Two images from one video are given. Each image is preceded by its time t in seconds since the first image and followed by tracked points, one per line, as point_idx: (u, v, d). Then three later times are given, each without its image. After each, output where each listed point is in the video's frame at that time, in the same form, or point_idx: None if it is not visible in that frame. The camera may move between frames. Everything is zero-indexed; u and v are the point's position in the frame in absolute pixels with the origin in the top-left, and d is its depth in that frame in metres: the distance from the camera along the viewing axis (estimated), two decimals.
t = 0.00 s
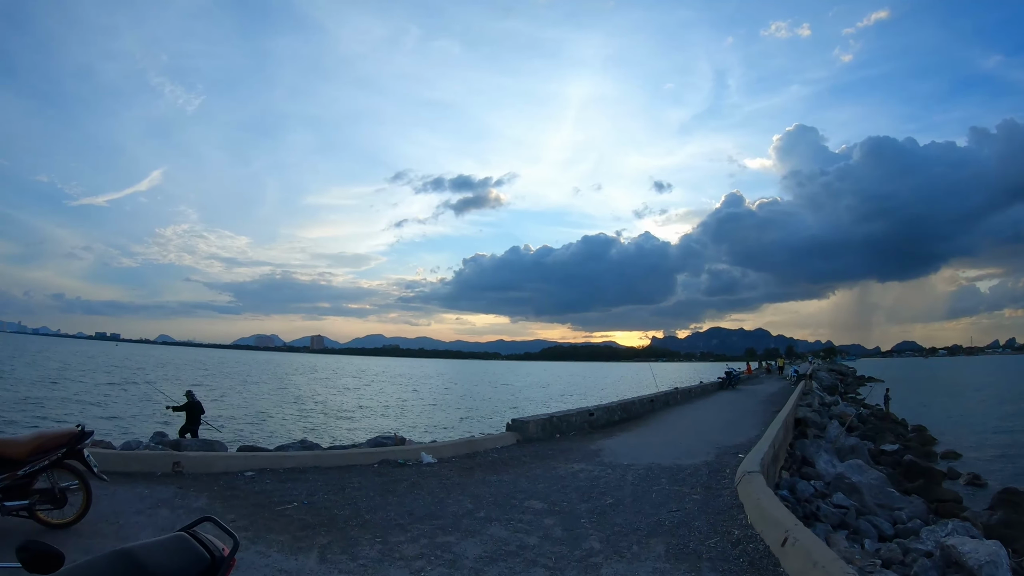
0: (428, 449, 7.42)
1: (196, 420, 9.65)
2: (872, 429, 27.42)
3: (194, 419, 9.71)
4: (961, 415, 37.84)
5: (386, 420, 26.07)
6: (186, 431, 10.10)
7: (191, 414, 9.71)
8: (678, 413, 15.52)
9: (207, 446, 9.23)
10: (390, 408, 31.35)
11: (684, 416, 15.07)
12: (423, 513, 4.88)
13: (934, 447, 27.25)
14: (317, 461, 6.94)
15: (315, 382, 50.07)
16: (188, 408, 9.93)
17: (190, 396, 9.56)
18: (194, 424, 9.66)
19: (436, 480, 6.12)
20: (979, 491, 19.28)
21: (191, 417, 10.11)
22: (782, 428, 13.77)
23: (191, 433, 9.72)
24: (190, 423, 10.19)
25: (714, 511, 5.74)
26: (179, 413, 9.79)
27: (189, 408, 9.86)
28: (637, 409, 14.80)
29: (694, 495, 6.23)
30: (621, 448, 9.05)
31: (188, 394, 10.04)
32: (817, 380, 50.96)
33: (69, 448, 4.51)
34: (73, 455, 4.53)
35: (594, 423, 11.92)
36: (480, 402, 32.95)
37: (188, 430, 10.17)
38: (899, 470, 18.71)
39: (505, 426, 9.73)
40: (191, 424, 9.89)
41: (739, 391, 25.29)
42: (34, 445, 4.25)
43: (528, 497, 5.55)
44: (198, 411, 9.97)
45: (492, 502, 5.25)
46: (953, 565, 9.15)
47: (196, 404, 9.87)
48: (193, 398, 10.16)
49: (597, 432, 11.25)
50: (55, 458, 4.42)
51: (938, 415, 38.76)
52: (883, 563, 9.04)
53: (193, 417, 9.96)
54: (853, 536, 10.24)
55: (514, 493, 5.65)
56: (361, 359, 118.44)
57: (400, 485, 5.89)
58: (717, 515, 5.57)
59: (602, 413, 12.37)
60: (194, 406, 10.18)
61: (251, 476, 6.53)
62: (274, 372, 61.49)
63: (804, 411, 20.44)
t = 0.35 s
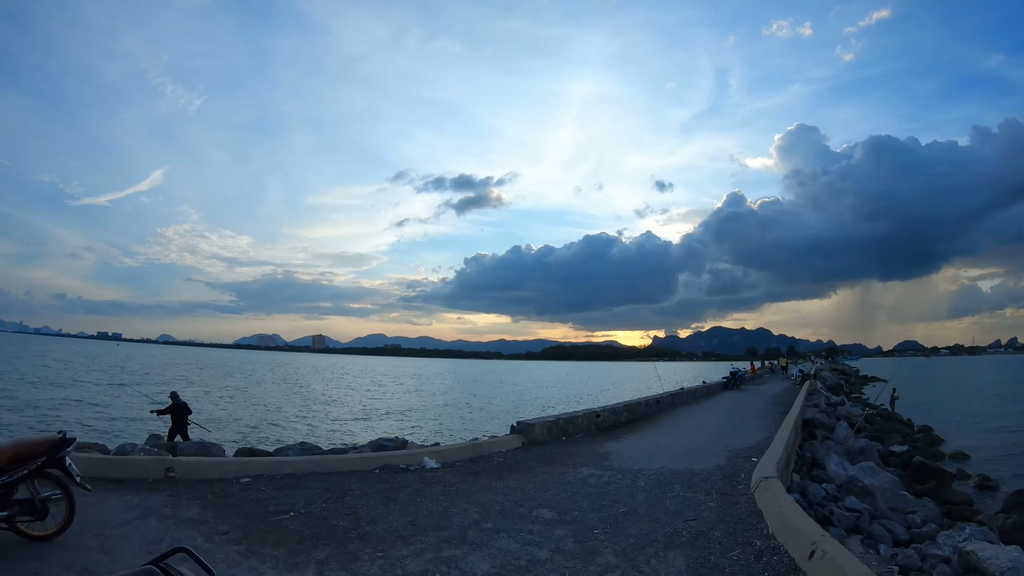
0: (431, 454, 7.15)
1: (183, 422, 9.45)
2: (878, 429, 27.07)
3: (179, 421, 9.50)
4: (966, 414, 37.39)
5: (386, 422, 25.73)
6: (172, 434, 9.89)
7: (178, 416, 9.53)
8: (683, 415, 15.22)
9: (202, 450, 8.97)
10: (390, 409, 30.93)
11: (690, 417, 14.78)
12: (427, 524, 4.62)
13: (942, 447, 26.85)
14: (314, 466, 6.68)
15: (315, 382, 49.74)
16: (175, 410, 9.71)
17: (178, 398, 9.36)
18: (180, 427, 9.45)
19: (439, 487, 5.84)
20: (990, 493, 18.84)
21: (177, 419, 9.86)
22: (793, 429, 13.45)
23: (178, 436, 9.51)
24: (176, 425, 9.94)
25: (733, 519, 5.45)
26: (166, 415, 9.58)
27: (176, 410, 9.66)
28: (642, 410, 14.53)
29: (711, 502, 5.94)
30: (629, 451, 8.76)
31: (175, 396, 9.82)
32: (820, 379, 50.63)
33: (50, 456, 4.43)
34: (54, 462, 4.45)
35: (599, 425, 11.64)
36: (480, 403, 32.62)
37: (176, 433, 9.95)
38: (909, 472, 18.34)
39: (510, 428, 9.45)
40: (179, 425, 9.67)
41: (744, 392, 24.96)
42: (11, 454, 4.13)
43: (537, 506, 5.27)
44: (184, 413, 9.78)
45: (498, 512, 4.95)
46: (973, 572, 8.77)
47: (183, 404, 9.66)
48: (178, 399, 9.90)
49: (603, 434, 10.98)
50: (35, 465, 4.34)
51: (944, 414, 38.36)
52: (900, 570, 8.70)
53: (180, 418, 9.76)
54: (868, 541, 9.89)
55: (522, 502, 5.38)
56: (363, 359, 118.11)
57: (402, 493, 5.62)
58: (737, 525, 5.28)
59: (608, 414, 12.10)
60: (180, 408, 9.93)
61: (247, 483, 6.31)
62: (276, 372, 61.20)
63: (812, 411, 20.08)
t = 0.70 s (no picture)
0: (423, 455, 6.85)
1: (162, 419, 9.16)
2: (877, 429, 26.85)
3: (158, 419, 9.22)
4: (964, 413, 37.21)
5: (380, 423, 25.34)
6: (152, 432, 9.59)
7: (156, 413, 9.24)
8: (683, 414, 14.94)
9: (189, 451, 8.64)
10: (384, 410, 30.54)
11: (690, 416, 14.51)
12: (419, 532, 4.31)
13: (942, 446, 26.65)
14: (301, 469, 6.37)
15: (309, 381, 49.26)
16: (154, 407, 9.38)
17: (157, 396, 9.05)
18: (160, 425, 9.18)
19: (432, 491, 5.53)
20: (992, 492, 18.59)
21: (157, 418, 9.50)
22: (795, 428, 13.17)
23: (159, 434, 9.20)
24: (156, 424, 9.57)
25: (742, 525, 5.16)
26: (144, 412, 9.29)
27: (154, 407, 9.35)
28: (641, 410, 14.24)
29: (719, 506, 5.65)
30: (629, 452, 8.47)
31: (154, 393, 9.50)
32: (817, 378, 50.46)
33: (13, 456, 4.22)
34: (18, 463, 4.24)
35: (597, 425, 11.35)
36: (476, 403, 32.25)
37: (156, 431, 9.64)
38: (911, 472, 18.08)
39: (506, 429, 9.15)
40: (159, 423, 9.36)
41: (742, 391, 24.73)
42: None
43: (537, 512, 4.96)
44: (163, 410, 9.48)
45: (495, 519, 4.65)
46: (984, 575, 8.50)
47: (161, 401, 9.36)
48: (156, 397, 9.53)
49: (602, 434, 10.70)
50: None
51: (942, 413, 38.18)
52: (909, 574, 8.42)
53: (159, 416, 9.46)
54: (875, 543, 9.61)
55: (518, 506, 5.08)
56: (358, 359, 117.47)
57: (393, 498, 5.30)
58: (746, 531, 4.99)
59: (606, 414, 11.81)
60: (159, 405, 9.61)
61: (230, 487, 5.99)
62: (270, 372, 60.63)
63: (812, 411, 19.83)
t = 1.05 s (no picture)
0: (417, 462, 6.56)
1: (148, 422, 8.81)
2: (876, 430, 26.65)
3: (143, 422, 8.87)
4: (960, 414, 37.10)
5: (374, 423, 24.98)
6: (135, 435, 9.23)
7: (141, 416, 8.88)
8: (681, 417, 14.67)
9: (174, 456, 8.30)
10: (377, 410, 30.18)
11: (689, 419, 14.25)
12: (410, 548, 4.01)
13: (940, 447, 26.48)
14: (288, 477, 6.06)
15: (301, 381, 48.77)
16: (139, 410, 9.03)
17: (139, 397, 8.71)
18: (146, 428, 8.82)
19: (425, 502, 5.22)
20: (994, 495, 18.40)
21: (141, 421, 9.16)
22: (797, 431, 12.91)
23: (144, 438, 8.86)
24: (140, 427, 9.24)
25: (752, 537, 4.88)
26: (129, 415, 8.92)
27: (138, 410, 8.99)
28: (638, 412, 13.97)
29: (727, 517, 5.37)
30: (630, 458, 8.19)
31: (138, 395, 9.15)
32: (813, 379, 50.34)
33: None
34: None
35: (594, 428, 11.06)
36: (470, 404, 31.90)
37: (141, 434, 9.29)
38: (912, 474, 17.86)
39: (501, 433, 8.86)
40: (143, 426, 9.01)
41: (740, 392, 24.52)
42: None
43: (536, 525, 4.66)
44: (148, 413, 9.12)
45: (492, 534, 4.35)
46: None
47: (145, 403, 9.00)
48: (139, 399, 9.18)
49: (600, 438, 10.42)
50: None
51: (938, 414, 38.06)
52: None
53: (143, 419, 9.12)
54: (882, 551, 9.35)
55: (516, 519, 4.79)
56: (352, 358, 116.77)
57: (384, 509, 5.00)
58: (757, 545, 4.71)
59: (603, 417, 11.53)
60: (143, 408, 9.27)
61: (212, 497, 5.67)
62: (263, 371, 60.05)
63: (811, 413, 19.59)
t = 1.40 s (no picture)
0: (413, 464, 6.30)
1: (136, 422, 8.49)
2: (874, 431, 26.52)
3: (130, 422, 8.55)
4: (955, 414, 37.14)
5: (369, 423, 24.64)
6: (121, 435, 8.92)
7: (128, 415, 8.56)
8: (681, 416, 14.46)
9: (162, 456, 8.01)
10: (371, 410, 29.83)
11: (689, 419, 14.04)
12: (408, 558, 3.74)
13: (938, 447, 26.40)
14: (279, 480, 5.80)
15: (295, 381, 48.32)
16: (125, 409, 8.72)
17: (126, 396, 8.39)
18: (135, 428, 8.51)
19: (423, 506, 4.97)
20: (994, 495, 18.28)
21: (128, 419, 8.85)
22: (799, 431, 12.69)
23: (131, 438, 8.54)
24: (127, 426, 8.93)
25: (767, 544, 4.65)
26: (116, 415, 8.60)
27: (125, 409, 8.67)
28: (637, 412, 13.74)
29: (739, 522, 5.14)
30: (632, 459, 7.96)
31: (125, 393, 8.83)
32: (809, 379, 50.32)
33: None
34: None
35: (594, 428, 10.82)
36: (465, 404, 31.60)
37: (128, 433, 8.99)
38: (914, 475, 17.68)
39: (500, 433, 8.62)
40: (131, 425, 8.69)
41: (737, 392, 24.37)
42: None
43: (541, 531, 4.41)
44: (135, 412, 8.81)
45: (495, 541, 4.08)
46: None
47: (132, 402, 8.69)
48: (126, 397, 8.87)
49: (599, 438, 10.19)
50: None
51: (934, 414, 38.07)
52: None
53: (130, 418, 8.80)
54: (891, 555, 9.14)
55: (519, 525, 4.53)
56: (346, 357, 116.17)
57: (380, 514, 4.75)
58: (774, 551, 4.47)
59: (603, 417, 11.30)
60: (131, 407, 8.96)
61: (198, 501, 5.39)
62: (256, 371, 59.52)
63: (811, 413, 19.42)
